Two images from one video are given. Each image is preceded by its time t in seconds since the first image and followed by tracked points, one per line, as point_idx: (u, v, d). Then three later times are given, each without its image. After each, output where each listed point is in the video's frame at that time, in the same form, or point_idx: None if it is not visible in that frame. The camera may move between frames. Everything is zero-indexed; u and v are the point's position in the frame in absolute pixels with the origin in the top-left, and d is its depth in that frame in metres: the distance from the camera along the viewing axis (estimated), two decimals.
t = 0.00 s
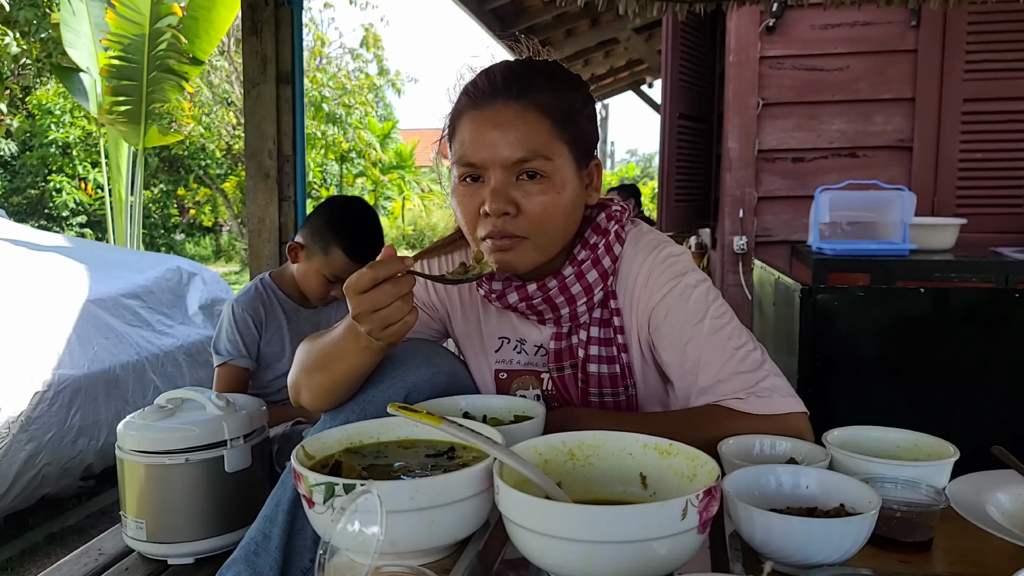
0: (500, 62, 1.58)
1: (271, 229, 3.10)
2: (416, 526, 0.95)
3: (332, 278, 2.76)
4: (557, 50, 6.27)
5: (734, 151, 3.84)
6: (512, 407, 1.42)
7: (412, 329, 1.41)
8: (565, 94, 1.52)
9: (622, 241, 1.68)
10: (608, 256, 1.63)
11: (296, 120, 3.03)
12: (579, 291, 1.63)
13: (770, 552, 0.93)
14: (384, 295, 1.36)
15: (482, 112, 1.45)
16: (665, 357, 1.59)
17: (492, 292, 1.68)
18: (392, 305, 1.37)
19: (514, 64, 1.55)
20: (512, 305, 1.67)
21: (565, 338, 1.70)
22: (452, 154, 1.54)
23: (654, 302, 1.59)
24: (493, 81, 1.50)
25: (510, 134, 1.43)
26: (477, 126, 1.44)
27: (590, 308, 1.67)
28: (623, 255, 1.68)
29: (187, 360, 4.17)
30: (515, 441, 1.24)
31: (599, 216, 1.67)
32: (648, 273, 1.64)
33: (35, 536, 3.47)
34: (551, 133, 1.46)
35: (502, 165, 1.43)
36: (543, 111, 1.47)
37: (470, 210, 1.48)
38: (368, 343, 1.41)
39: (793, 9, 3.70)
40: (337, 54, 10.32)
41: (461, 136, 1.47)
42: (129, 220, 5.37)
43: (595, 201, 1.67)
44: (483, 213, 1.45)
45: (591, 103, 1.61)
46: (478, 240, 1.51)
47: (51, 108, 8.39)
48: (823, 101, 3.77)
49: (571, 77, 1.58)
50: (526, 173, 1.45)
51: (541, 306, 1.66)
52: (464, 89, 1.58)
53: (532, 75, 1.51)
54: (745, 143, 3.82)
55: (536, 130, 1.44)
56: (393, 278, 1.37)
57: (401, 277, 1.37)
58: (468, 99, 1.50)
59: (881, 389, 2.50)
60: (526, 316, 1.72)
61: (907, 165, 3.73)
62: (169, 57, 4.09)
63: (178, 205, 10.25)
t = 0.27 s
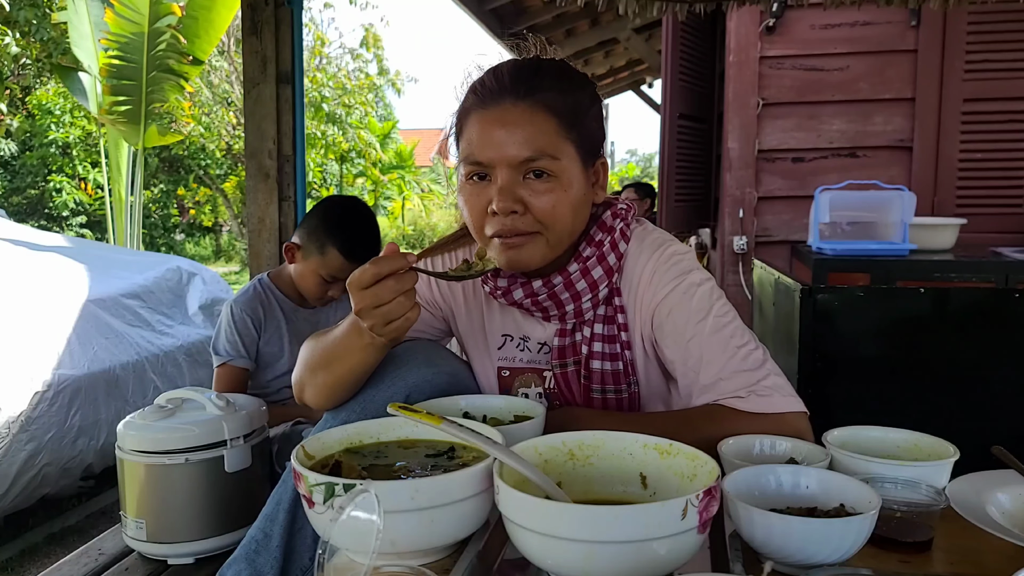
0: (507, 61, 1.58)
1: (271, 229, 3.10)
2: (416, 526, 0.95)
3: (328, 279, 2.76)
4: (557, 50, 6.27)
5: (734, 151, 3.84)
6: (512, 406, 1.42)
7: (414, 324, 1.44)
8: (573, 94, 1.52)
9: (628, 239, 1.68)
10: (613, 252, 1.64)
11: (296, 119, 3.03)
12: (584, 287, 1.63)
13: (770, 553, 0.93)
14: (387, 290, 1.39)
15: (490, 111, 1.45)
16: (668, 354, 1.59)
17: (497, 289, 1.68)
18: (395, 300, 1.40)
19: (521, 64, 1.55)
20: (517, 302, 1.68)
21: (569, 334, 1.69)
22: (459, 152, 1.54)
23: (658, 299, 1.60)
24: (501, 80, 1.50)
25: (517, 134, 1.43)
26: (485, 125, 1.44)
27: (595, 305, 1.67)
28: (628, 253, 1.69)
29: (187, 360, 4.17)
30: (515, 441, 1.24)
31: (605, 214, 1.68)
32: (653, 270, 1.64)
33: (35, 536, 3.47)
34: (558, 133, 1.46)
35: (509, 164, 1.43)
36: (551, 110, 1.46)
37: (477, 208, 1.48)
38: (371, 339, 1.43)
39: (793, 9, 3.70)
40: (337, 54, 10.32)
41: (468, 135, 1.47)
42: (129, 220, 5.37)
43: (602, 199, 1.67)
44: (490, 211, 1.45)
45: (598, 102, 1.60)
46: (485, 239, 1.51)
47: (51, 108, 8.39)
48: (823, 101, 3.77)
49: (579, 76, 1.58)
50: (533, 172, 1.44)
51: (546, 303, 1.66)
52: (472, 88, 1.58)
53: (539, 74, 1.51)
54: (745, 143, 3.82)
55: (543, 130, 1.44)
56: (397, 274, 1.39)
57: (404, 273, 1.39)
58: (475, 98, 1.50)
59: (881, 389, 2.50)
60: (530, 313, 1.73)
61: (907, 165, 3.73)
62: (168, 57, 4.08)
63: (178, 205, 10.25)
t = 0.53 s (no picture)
0: (508, 62, 1.58)
1: (271, 229, 3.09)
2: (415, 527, 0.95)
3: (322, 279, 2.76)
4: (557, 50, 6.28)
5: (734, 151, 3.84)
6: (512, 406, 1.42)
7: (405, 331, 1.41)
8: (574, 95, 1.52)
9: (630, 238, 1.69)
10: (615, 251, 1.64)
11: (296, 120, 3.03)
12: (586, 285, 1.63)
13: (770, 553, 0.93)
14: (378, 295, 1.37)
15: (492, 114, 1.45)
16: (668, 354, 1.59)
17: (499, 288, 1.68)
18: (385, 305, 1.38)
19: (522, 64, 1.54)
20: (519, 300, 1.68)
21: (570, 333, 1.69)
22: (461, 154, 1.54)
23: (660, 298, 1.60)
24: (502, 82, 1.50)
25: (519, 137, 1.43)
26: (486, 128, 1.44)
27: (597, 304, 1.67)
28: (630, 252, 1.69)
29: (187, 360, 4.17)
30: (515, 441, 1.24)
31: (607, 213, 1.68)
32: (654, 269, 1.64)
33: (35, 536, 3.47)
34: (561, 135, 1.46)
35: (511, 167, 1.43)
36: (553, 112, 1.46)
37: (479, 210, 1.48)
38: (366, 344, 1.43)
39: (793, 9, 3.70)
40: (337, 54, 10.33)
41: (470, 137, 1.47)
42: (128, 220, 5.37)
43: (604, 199, 1.68)
44: (492, 214, 1.45)
45: (600, 103, 1.60)
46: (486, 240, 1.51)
47: (51, 108, 8.39)
48: (823, 101, 3.77)
49: (581, 76, 1.57)
50: (535, 175, 1.44)
51: (547, 301, 1.67)
52: (472, 89, 1.58)
53: (541, 76, 1.51)
54: (745, 143, 3.82)
55: (545, 132, 1.44)
56: (389, 279, 1.37)
57: (397, 278, 1.37)
58: (477, 99, 1.50)
59: (881, 389, 2.50)
60: (532, 312, 1.73)
61: (907, 165, 3.73)
62: (168, 57, 4.08)
63: (178, 205, 10.25)
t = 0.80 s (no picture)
0: (504, 65, 1.57)
1: (271, 229, 3.09)
2: (416, 527, 0.95)
3: (320, 278, 2.77)
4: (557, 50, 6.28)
5: (734, 151, 3.84)
6: (512, 406, 1.42)
7: (410, 330, 1.43)
8: (572, 99, 1.51)
9: (629, 238, 1.69)
10: (615, 251, 1.64)
11: (296, 120, 3.03)
12: (586, 286, 1.63)
13: (770, 553, 0.93)
14: (383, 295, 1.39)
15: (488, 120, 1.44)
16: (669, 354, 1.59)
17: (499, 289, 1.68)
18: (390, 306, 1.40)
19: (519, 68, 1.53)
20: (519, 301, 1.68)
21: (570, 333, 1.69)
22: (458, 158, 1.53)
23: (660, 298, 1.60)
24: (498, 87, 1.49)
25: (517, 143, 1.42)
26: (483, 135, 1.43)
27: (596, 304, 1.67)
28: (630, 252, 1.69)
29: (187, 360, 4.17)
30: (515, 441, 1.24)
31: (607, 213, 1.68)
32: (654, 269, 1.64)
33: (35, 536, 3.47)
34: (558, 141, 1.45)
35: (509, 174, 1.42)
36: (550, 117, 1.45)
37: (477, 216, 1.48)
38: (368, 344, 1.43)
39: (793, 9, 3.70)
40: (337, 54, 10.33)
41: (467, 143, 1.46)
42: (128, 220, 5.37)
43: (603, 200, 1.67)
44: (490, 220, 1.46)
45: (598, 104, 1.59)
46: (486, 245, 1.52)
47: (51, 108, 8.39)
48: (823, 101, 3.77)
49: (578, 79, 1.56)
50: (532, 181, 1.44)
51: (547, 301, 1.67)
52: (469, 92, 1.57)
53: (537, 80, 1.50)
54: (745, 143, 3.82)
55: (543, 138, 1.43)
56: (393, 279, 1.39)
57: (401, 278, 1.39)
58: (473, 105, 1.49)
59: (881, 389, 2.50)
60: (532, 312, 1.73)
61: (907, 165, 3.73)
62: (168, 57, 4.08)
63: (178, 205, 10.25)
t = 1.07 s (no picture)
0: (497, 66, 1.57)
1: (271, 229, 3.09)
2: (416, 527, 0.95)
3: (322, 279, 2.76)
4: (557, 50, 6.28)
5: (734, 151, 3.84)
6: (512, 406, 1.42)
7: (420, 319, 1.42)
8: (565, 100, 1.51)
9: (627, 239, 1.69)
10: (613, 252, 1.64)
11: (296, 119, 3.04)
12: (584, 287, 1.63)
13: (770, 553, 0.93)
14: (394, 284, 1.38)
15: (482, 122, 1.44)
16: (668, 354, 1.59)
17: (497, 290, 1.69)
18: (402, 294, 1.39)
19: (513, 69, 1.53)
20: (517, 302, 1.68)
21: (569, 334, 1.70)
22: (453, 160, 1.53)
23: (658, 299, 1.60)
24: (492, 89, 1.49)
25: (511, 145, 1.42)
26: (477, 137, 1.43)
27: (595, 305, 1.67)
28: (628, 252, 1.69)
29: (187, 360, 4.17)
30: (515, 441, 1.24)
31: (605, 214, 1.68)
32: (653, 269, 1.64)
33: (35, 536, 3.47)
34: (552, 142, 1.45)
35: (503, 176, 1.42)
36: (544, 119, 1.45)
37: (472, 218, 1.48)
38: (375, 335, 1.43)
39: (793, 9, 3.71)
40: (337, 54, 10.33)
41: (462, 146, 1.47)
42: (129, 220, 5.37)
43: (599, 200, 1.68)
44: (486, 221, 1.46)
45: (593, 105, 1.60)
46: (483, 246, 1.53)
47: (51, 108, 8.39)
48: (823, 101, 3.77)
49: (572, 79, 1.56)
50: (527, 182, 1.44)
51: (546, 303, 1.67)
52: (463, 93, 1.56)
53: (531, 82, 1.50)
54: (745, 143, 3.82)
55: (537, 140, 1.43)
56: (403, 267, 1.38)
57: (411, 267, 1.39)
58: (467, 107, 1.49)
59: (881, 389, 2.50)
60: (530, 314, 1.73)
61: (907, 165, 3.73)
62: (168, 57, 4.08)
63: (178, 205, 10.25)
